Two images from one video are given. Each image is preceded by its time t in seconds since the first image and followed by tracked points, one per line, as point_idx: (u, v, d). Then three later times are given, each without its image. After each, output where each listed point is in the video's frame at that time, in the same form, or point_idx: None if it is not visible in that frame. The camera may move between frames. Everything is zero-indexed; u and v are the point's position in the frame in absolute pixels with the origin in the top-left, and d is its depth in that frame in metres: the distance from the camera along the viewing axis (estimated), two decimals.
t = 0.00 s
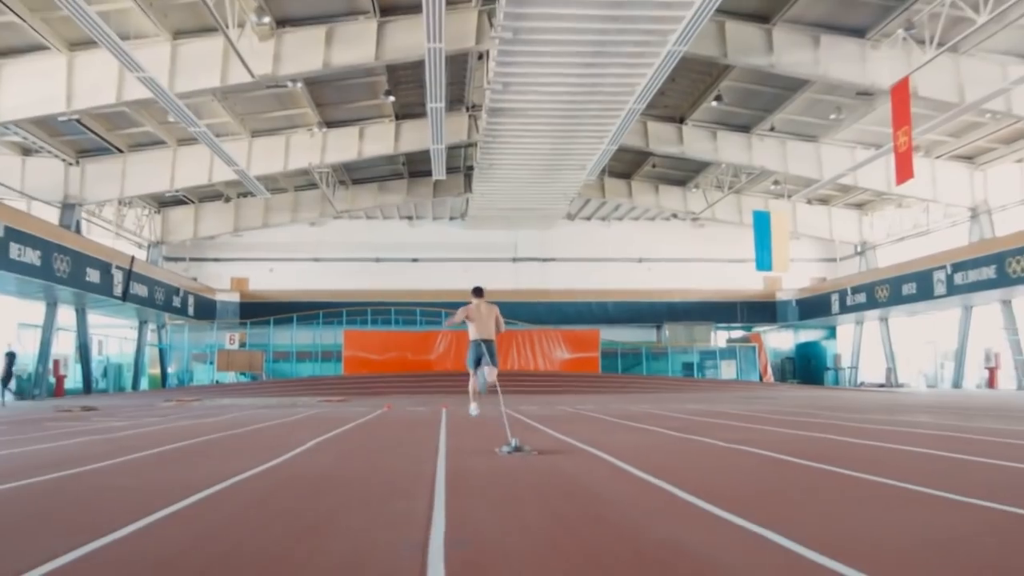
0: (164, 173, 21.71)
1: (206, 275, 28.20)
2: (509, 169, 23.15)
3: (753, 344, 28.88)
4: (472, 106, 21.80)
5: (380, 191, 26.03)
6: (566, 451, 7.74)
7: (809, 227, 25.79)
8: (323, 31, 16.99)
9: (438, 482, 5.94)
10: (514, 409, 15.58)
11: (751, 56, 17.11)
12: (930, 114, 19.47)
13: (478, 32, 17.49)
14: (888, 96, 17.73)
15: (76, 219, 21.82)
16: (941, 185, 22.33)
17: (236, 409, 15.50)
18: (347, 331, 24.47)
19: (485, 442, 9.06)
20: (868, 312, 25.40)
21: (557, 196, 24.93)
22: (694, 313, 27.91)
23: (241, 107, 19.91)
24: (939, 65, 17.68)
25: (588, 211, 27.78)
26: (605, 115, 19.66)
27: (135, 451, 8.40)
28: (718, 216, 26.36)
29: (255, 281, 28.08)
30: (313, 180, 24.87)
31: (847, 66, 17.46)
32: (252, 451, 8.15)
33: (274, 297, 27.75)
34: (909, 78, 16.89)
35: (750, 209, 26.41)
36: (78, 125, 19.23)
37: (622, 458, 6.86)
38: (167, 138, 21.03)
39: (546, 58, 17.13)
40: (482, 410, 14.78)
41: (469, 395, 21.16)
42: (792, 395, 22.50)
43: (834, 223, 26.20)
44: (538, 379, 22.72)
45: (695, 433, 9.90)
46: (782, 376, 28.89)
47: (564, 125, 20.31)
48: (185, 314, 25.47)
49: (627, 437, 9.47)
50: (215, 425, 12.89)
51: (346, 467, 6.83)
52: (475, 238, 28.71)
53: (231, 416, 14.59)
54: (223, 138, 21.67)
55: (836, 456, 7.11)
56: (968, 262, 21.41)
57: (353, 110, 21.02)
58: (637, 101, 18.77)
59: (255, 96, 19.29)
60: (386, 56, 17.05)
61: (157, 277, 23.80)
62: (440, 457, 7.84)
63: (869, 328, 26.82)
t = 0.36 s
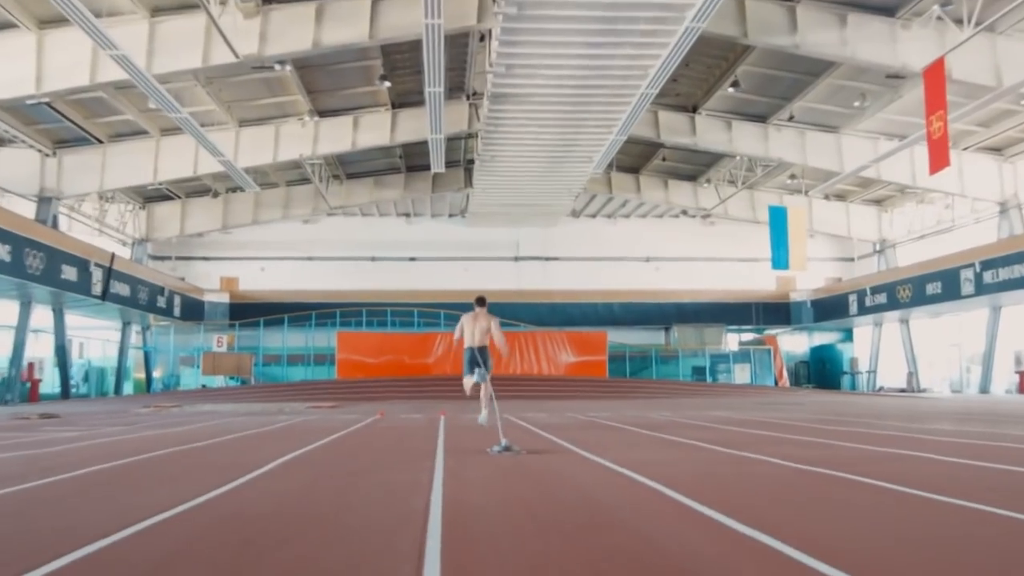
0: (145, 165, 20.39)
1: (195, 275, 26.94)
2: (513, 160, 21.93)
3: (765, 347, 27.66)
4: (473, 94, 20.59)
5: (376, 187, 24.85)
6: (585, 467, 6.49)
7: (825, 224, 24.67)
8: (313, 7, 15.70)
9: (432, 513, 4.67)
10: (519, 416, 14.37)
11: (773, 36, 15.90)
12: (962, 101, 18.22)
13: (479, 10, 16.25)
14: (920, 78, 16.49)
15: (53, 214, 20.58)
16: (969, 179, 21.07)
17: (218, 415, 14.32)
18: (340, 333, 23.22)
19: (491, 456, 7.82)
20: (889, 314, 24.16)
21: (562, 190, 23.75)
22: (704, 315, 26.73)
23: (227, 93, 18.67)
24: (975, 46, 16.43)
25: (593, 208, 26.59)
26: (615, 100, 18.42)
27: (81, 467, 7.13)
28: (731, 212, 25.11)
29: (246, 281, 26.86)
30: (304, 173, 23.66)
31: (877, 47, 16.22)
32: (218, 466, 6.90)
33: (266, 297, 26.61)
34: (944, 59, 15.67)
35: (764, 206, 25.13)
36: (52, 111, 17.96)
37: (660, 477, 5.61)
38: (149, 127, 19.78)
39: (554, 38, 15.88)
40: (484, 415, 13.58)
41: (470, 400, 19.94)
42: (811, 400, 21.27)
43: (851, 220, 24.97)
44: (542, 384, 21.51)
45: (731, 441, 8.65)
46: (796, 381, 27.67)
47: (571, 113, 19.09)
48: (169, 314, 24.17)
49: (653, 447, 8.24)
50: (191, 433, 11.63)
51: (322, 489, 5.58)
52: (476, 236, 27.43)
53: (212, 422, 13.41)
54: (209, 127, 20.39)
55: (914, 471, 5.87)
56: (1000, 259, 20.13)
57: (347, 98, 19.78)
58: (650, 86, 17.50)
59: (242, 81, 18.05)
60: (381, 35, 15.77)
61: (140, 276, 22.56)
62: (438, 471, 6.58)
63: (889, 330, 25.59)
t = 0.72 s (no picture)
0: (122, 155, 19.13)
1: (180, 274, 25.68)
2: (513, 152, 20.75)
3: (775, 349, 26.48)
4: (472, 81, 19.40)
5: (370, 180, 23.66)
6: (608, 490, 5.28)
7: (840, 220, 23.47)
8: None
9: (420, 565, 3.38)
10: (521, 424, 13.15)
11: (796, 13, 14.59)
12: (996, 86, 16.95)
13: None
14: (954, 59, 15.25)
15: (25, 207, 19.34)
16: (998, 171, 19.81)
17: (194, 421, 13.14)
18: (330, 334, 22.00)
19: (494, 474, 6.61)
20: (908, 315, 22.93)
21: (564, 184, 22.56)
22: (712, 317, 25.56)
23: (208, 77, 17.45)
24: (1013, 25, 15.20)
25: (597, 204, 25.38)
26: (623, 85, 17.18)
27: (3, 489, 5.92)
28: (742, 208, 23.87)
29: (233, 279, 25.64)
30: (293, 165, 22.45)
31: (907, 25, 15.00)
32: (163, 489, 5.69)
33: (253, 298, 25.38)
34: (981, 37, 14.43)
35: (777, 202, 23.90)
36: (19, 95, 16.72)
37: (707, 509, 4.42)
38: (126, 114, 18.53)
39: (559, 17, 14.62)
40: (484, 424, 12.38)
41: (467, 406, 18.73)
42: (828, 405, 20.07)
43: (868, 216, 23.77)
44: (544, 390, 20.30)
45: (772, 456, 7.45)
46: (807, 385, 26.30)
47: (576, 98, 17.88)
48: (151, 314, 22.90)
49: (684, 463, 7.03)
50: (157, 444, 10.42)
51: (282, 524, 4.38)
52: (474, 233, 26.18)
53: (186, 429, 12.22)
54: (190, 115, 19.15)
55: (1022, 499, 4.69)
56: None
57: (337, 83, 18.56)
58: (661, 71, 16.23)
59: (225, 64, 16.82)
60: (372, 11, 14.48)
61: (119, 274, 21.33)
62: (428, 494, 5.38)
63: (907, 332, 24.38)
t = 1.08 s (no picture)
0: (88, 141, 17.89)
1: (155, 270, 24.40)
2: (506, 141, 19.58)
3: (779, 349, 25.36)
4: (462, 63, 18.23)
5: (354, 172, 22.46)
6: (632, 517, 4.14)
7: (849, 214, 22.33)
8: None
9: None
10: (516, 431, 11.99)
11: None
12: None
13: None
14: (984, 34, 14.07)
15: None
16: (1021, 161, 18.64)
17: (157, 426, 11.95)
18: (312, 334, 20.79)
19: (491, 497, 5.45)
20: (921, 313, 21.80)
21: (559, 175, 21.41)
22: (713, 316, 24.46)
23: (178, 57, 16.20)
24: None
25: (593, 198, 24.21)
26: (623, 63, 16.01)
27: None
28: (746, 201, 22.72)
29: (211, 276, 24.40)
30: (273, 155, 21.26)
31: None
32: (76, 520, 4.50)
33: (232, 296, 24.15)
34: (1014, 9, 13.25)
35: (783, 195, 22.72)
36: None
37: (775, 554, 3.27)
38: (92, 97, 17.30)
39: None
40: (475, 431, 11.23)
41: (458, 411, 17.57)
42: (839, 408, 18.94)
43: (878, 210, 22.66)
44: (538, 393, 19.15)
45: (820, 472, 6.31)
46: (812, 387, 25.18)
47: (573, 79, 16.72)
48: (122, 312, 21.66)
49: (719, 482, 5.87)
50: (107, 452, 9.22)
51: None
52: (464, 227, 24.96)
53: (145, 435, 11.05)
54: (161, 99, 17.90)
55: None
56: None
57: (318, 65, 17.37)
58: (667, 48, 14.98)
59: (196, 41, 15.60)
60: None
61: (87, 269, 20.08)
62: (410, 530, 4.20)
63: (918, 331, 23.28)
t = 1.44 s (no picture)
0: (65, 133, 16.75)
1: (140, 272, 23.26)
2: (509, 133, 18.44)
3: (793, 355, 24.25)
4: (463, 49, 17.11)
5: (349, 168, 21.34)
6: None
7: (869, 213, 21.20)
8: None
9: None
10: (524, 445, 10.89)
11: None
12: None
13: None
14: None
15: None
16: None
17: (129, 438, 10.83)
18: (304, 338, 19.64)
19: (510, 539, 4.33)
20: (946, 317, 20.67)
21: (565, 171, 20.26)
22: (725, 320, 23.40)
23: (159, 41, 15.08)
24: None
25: (599, 196, 23.09)
26: (637, 48, 14.86)
27: None
28: (761, 199, 21.60)
29: (200, 278, 23.26)
30: (264, 149, 20.18)
31: None
32: None
33: (220, 298, 23.07)
34: None
35: (800, 193, 21.59)
36: None
37: None
38: (68, 85, 16.17)
39: None
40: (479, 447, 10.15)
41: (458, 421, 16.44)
42: (863, 417, 17.83)
43: (900, 209, 21.55)
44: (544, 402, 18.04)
45: (905, 508, 5.19)
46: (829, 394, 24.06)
47: (583, 65, 15.57)
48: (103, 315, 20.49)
49: (788, 522, 4.74)
50: (64, 467, 8.09)
51: None
52: (464, 227, 23.81)
53: (114, 448, 9.93)
54: (143, 87, 16.78)
55: None
56: None
57: (310, 51, 16.25)
58: (684, 32, 13.61)
59: (177, 23, 14.47)
60: None
61: (64, 269, 18.91)
62: None
63: (940, 336, 22.17)
